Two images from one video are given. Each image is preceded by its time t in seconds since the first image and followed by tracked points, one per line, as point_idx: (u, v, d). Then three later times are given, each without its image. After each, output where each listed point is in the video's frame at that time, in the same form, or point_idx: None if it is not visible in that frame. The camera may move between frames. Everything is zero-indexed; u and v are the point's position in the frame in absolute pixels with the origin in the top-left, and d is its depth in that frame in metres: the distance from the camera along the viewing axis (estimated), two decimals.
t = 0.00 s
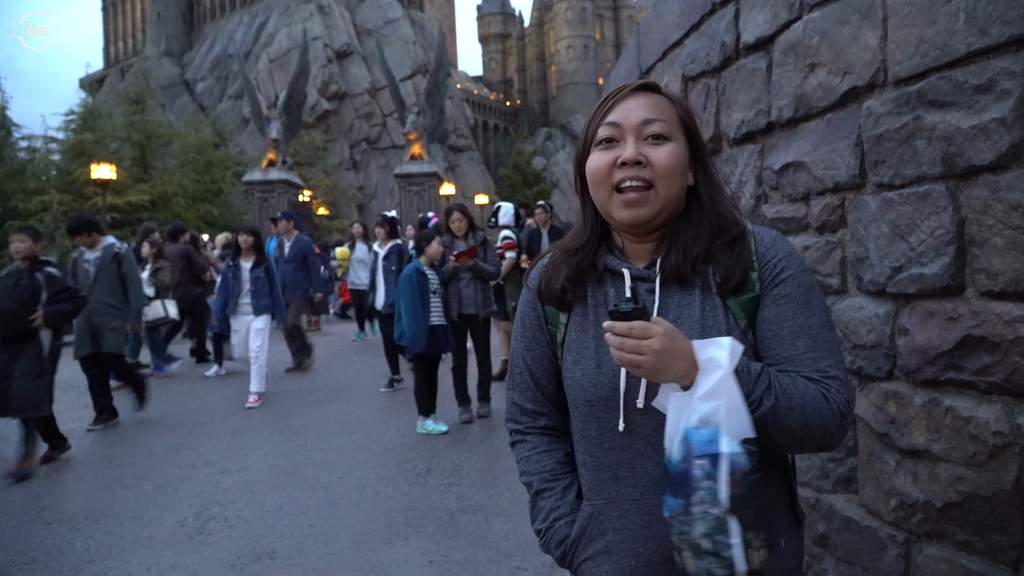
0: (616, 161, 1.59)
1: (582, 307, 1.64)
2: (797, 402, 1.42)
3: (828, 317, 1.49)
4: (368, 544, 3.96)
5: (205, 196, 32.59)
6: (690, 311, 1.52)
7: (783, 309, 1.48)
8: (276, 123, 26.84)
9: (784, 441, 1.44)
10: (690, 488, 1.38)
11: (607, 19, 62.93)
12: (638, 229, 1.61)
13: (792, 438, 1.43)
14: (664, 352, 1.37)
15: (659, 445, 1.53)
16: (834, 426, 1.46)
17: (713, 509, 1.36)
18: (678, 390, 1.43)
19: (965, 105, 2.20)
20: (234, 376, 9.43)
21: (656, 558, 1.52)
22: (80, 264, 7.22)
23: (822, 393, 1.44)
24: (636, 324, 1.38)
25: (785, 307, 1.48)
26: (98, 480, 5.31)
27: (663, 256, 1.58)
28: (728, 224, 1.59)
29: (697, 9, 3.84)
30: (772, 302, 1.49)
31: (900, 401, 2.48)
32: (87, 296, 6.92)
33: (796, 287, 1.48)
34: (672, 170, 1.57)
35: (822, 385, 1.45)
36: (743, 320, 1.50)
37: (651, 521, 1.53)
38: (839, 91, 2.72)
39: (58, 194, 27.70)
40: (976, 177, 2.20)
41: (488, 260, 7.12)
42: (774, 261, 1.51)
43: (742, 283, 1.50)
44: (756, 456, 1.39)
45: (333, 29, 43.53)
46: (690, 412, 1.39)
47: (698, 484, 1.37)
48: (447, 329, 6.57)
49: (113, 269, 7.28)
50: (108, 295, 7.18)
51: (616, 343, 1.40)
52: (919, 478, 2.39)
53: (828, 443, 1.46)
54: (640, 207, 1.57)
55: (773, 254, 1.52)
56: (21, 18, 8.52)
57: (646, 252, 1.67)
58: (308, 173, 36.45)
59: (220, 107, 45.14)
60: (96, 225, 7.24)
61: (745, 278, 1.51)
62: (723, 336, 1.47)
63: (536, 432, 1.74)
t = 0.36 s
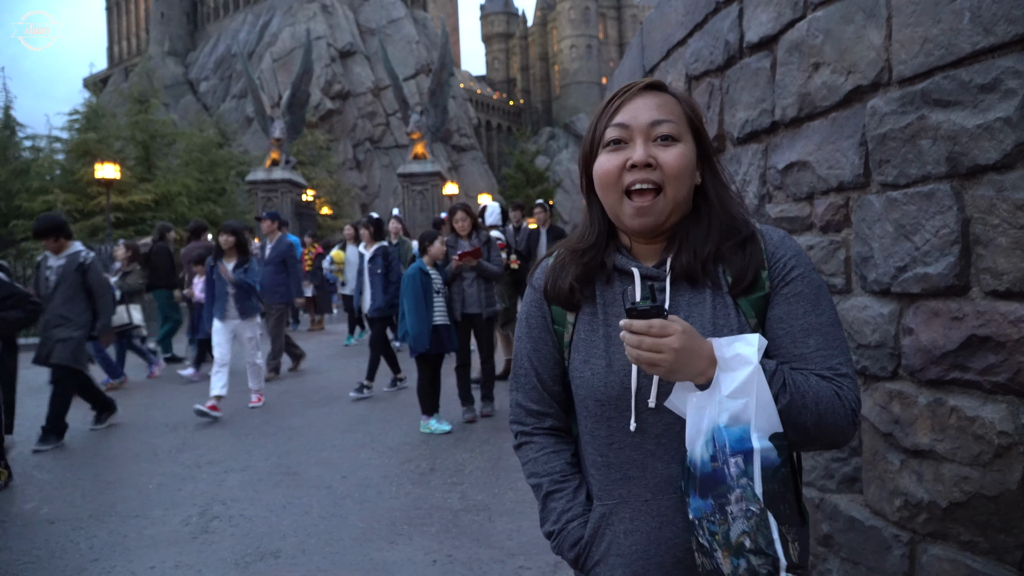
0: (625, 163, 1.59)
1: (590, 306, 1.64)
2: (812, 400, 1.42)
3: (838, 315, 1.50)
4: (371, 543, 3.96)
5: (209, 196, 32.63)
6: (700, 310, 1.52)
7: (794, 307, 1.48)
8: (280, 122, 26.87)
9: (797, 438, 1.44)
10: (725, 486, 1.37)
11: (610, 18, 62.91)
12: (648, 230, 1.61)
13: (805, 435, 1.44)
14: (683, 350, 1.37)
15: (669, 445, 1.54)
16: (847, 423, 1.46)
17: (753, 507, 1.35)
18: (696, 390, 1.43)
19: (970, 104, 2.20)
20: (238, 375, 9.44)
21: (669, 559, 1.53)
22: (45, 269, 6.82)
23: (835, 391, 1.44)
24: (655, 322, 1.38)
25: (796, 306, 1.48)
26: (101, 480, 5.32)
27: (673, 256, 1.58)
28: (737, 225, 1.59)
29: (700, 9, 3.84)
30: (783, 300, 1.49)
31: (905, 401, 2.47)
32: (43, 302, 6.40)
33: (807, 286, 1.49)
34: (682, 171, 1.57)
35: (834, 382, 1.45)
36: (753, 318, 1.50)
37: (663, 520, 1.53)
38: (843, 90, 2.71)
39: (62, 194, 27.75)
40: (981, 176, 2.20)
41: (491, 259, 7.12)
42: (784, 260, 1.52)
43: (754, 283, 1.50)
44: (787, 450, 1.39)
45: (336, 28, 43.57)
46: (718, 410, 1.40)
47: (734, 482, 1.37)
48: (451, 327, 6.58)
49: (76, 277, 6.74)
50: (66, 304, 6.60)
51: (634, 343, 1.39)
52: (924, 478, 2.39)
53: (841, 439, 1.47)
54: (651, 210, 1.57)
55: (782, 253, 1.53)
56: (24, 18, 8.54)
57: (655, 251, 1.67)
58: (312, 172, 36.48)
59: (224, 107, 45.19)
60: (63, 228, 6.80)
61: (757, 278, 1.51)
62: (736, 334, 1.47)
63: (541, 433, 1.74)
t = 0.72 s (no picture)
0: (637, 156, 1.60)
1: (600, 300, 1.66)
2: (810, 399, 1.43)
3: (844, 318, 1.50)
4: (376, 543, 3.98)
5: (215, 196, 32.71)
6: (706, 307, 1.53)
7: (799, 307, 1.49)
8: (285, 123, 26.90)
9: (797, 439, 1.44)
10: (703, 478, 1.38)
11: (615, 19, 62.89)
12: (658, 224, 1.62)
13: (805, 436, 1.44)
14: (678, 342, 1.38)
15: (671, 439, 1.53)
16: (847, 425, 1.46)
17: (726, 500, 1.35)
18: (691, 383, 1.43)
19: (975, 104, 2.20)
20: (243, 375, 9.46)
21: (665, 554, 1.52)
22: None
23: (835, 392, 1.45)
24: (651, 314, 1.39)
25: (801, 306, 1.49)
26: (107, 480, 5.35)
27: (681, 253, 1.59)
28: (747, 224, 1.60)
29: (706, 9, 3.84)
30: (789, 300, 1.50)
31: (909, 401, 2.47)
32: None
33: (814, 287, 1.49)
34: (692, 168, 1.58)
35: (835, 383, 1.46)
36: (759, 316, 1.51)
37: (662, 515, 1.54)
38: (848, 91, 2.71)
39: (69, 194, 27.84)
40: (985, 177, 2.20)
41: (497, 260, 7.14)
42: (792, 261, 1.52)
43: (760, 283, 1.51)
44: (769, 450, 1.38)
45: (341, 29, 43.64)
46: (703, 403, 1.40)
47: (710, 474, 1.37)
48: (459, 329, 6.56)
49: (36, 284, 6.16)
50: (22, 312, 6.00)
51: (631, 333, 1.41)
52: (929, 479, 2.39)
53: (841, 442, 1.47)
54: (658, 204, 1.58)
55: (791, 254, 1.53)
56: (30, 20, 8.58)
57: (665, 248, 1.68)
58: (317, 173, 36.55)
59: (230, 107, 45.27)
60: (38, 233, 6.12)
61: (763, 278, 1.52)
62: (739, 330, 1.48)
63: (551, 425, 1.75)
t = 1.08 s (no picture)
0: (644, 156, 1.59)
1: (602, 301, 1.66)
2: (820, 401, 1.43)
3: (849, 319, 1.50)
4: (374, 542, 3.98)
5: (214, 196, 32.71)
6: (712, 309, 1.53)
7: (805, 308, 1.49)
8: (284, 123, 26.88)
9: (806, 440, 1.45)
10: (728, 482, 1.38)
11: (615, 19, 62.89)
12: (663, 224, 1.62)
13: (813, 437, 1.45)
14: (692, 343, 1.38)
15: (675, 441, 1.54)
16: (854, 426, 1.47)
17: (756, 503, 1.36)
18: (702, 385, 1.44)
19: (974, 105, 2.20)
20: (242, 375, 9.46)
21: (671, 557, 1.53)
22: None
23: (843, 393, 1.46)
24: (665, 315, 1.39)
25: (807, 307, 1.49)
26: (107, 479, 5.35)
27: (687, 253, 1.59)
28: (752, 225, 1.61)
29: (705, 9, 3.85)
30: (795, 301, 1.50)
31: (909, 401, 2.47)
32: None
33: (819, 288, 1.50)
34: (699, 168, 1.58)
35: (843, 385, 1.47)
36: (765, 317, 1.51)
37: (667, 518, 1.54)
38: (848, 91, 2.71)
39: (68, 194, 27.84)
40: (984, 177, 2.20)
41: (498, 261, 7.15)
42: (798, 262, 1.53)
43: (767, 284, 1.52)
44: (792, 450, 1.40)
45: (341, 28, 43.64)
46: (724, 406, 1.40)
47: (737, 478, 1.37)
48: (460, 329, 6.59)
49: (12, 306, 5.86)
50: None
51: (643, 335, 1.40)
52: (927, 479, 2.39)
53: (849, 443, 1.47)
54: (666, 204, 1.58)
55: (796, 255, 1.54)
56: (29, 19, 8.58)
57: (669, 249, 1.69)
58: (317, 173, 36.55)
59: (229, 107, 45.27)
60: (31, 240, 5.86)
61: (770, 279, 1.52)
62: (747, 331, 1.48)
63: (550, 427, 1.75)
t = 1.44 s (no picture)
0: (642, 156, 1.59)
1: (599, 302, 1.65)
2: (820, 400, 1.43)
3: (849, 318, 1.50)
4: (374, 542, 3.97)
5: (213, 195, 32.68)
6: (711, 309, 1.53)
7: (805, 308, 1.49)
8: (283, 122, 26.84)
9: (806, 439, 1.45)
10: (712, 484, 1.37)
11: (614, 18, 62.85)
12: (661, 224, 1.62)
13: (814, 436, 1.45)
14: (692, 345, 1.38)
15: (676, 440, 1.54)
16: (856, 425, 1.47)
17: (734, 506, 1.35)
18: (703, 386, 1.44)
19: (974, 104, 2.20)
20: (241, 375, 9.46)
21: (676, 556, 1.53)
22: None
23: (844, 392, 1.45)
24: (664, 317, 1.38)
25: (807, 306, 1.49)
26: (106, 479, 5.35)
27: (685, 253, 1.59)
28: (750, 225, 1.60)
29: (705, 9, 3.84)
30: (795, 301, 1.50)
31: (908, 401, 2.47)
32: None
33: (819, 288, 1.50)
34: (697, 168, 1.58)
35: (843, 384, 1.46)
36: (764, 318, 1.51)
37: (671, 517, 1.54)
38: (847, 90, 2.71)
39: (67, 194, 27.81)
40: (984, 177, 2.20)
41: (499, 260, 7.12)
42: (798, 261, 1.53)
43: (766, 284, 1.51)
44: (779, 455, 1.38)
45: (341, 28, 43.60)
46: (713, 408, 1.39)
47: (719, 480, 1.37)
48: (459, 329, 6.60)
49: None
50: None
51: (643, 338, 1.40)
52: (927, 478, 2.39)
53: (849, 441, 1.48)
54: (664, 203, 1.58)
55: (796, 254, 1.54)
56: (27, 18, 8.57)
57: (666, 248, 1.69)
58: (316, 172, 36.53)
59: (228, 106, 45.23)
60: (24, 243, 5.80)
61: (769, 279, 1.52)
62: (746, 332, 1.48)
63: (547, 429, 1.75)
